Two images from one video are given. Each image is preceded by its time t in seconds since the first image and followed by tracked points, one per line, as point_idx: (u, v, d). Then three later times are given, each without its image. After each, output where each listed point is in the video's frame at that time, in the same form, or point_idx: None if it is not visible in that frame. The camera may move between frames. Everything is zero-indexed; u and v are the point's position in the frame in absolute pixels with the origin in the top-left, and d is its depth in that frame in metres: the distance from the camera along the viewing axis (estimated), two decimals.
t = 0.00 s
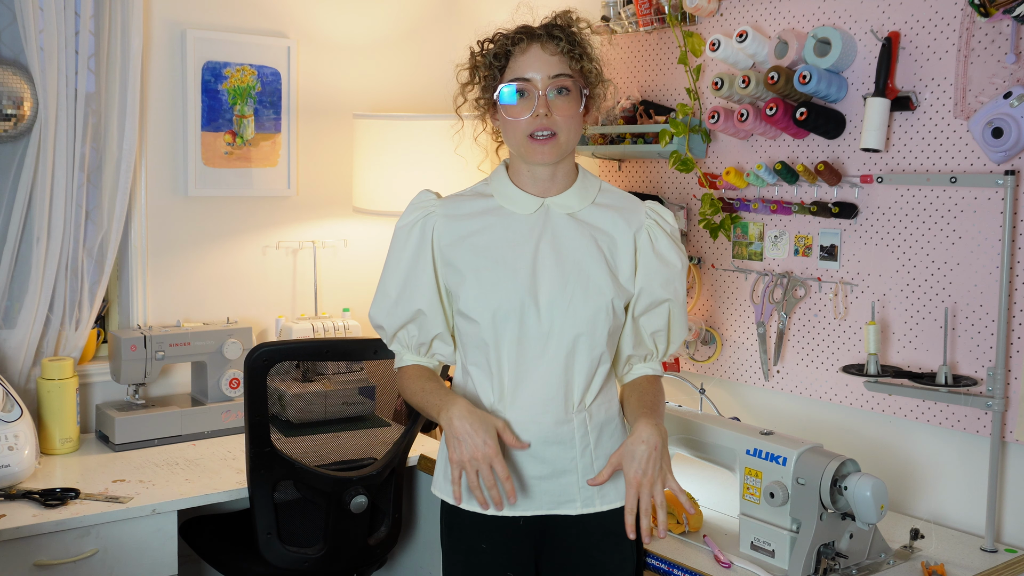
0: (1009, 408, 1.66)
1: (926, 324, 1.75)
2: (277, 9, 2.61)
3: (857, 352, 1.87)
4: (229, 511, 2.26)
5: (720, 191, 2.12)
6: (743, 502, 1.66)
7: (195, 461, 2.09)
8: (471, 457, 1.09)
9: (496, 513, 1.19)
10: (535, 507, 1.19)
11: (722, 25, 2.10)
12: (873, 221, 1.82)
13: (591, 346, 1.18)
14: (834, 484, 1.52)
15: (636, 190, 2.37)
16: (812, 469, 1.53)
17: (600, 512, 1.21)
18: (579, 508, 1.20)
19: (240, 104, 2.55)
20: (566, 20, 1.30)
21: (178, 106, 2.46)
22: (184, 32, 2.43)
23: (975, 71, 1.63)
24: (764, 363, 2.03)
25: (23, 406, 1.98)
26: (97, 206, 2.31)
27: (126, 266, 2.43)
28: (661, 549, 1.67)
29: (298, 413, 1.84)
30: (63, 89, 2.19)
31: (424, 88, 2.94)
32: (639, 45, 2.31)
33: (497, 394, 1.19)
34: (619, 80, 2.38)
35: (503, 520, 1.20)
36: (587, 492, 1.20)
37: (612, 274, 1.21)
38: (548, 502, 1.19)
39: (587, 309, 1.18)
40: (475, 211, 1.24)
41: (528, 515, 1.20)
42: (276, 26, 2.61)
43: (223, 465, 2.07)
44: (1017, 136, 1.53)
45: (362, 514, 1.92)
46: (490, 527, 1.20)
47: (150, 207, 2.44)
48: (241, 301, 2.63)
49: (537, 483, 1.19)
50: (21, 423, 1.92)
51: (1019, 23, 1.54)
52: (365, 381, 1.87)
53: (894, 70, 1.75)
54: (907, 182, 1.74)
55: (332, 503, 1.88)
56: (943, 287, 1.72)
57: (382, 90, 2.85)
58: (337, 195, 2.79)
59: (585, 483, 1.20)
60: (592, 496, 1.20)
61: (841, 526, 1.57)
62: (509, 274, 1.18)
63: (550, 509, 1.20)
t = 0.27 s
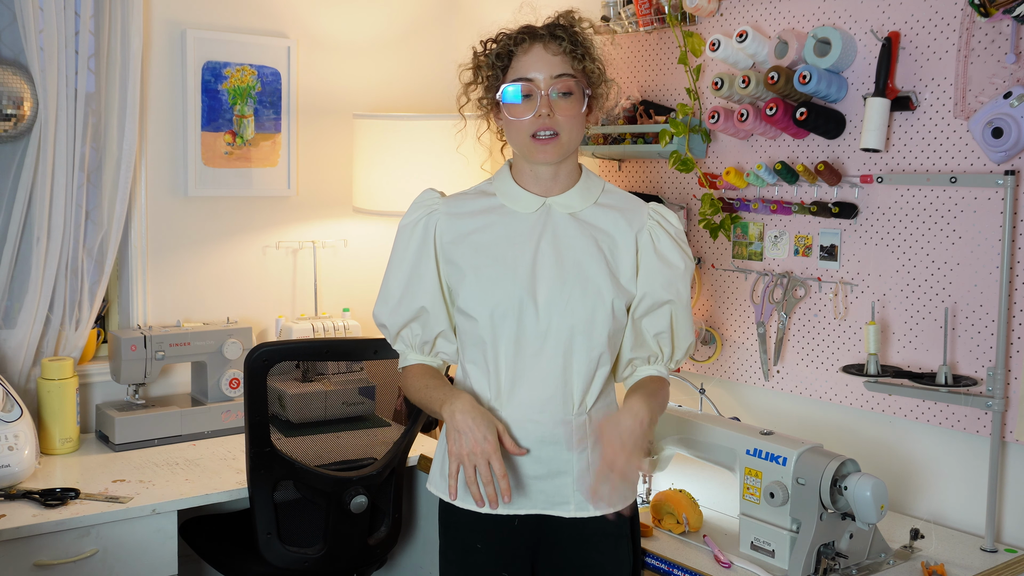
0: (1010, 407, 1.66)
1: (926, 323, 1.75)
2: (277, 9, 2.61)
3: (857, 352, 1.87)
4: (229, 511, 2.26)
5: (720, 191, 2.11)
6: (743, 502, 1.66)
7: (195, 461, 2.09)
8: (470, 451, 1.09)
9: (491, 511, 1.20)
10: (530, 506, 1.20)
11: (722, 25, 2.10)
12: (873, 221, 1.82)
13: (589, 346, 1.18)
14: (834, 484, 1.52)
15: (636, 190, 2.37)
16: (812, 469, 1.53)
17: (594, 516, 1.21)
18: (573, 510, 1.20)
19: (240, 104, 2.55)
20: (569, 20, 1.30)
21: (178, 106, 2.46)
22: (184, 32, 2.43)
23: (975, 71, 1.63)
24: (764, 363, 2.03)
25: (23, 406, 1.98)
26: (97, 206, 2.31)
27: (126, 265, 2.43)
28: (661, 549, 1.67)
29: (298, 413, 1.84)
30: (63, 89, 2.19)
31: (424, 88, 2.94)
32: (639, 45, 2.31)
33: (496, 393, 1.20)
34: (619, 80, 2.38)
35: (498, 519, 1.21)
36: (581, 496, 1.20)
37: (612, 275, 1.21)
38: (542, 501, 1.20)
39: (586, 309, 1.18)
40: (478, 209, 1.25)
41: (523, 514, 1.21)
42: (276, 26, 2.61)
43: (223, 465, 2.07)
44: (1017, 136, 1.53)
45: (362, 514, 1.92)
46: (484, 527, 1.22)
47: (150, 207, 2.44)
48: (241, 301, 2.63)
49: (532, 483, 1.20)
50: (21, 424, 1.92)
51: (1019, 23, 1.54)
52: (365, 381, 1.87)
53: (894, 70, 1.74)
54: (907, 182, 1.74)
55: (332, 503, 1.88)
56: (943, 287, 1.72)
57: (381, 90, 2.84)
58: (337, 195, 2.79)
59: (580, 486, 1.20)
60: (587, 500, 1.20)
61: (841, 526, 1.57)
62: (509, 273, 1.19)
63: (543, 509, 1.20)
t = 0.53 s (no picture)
0: (1010, 407, 1.66)
1: (926, 323, 1.75)
2: (277, 9, 2.61)
3: (857, 352, 1.87)
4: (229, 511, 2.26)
5: (721, 191, 2.11)
6: (743, 502, 1.66)
7: (195, 461, 2.09)
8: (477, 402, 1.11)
9: (491, 508, 1.21)
10: (529, 503, 1.21)
11: (722, 25, 2.10)
12: (874, 221, 1.82)
13: (588, 342, 1.18)
14: (834, 484, 1.52)
15: (636, 190, 2.37)
16: (812, 469, 1.53)
17: (594, 516, 1.20)
18: (573, 510, 1.20)
19: (240, 104, 2.55)
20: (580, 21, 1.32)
21: (178, 106, 2.46)
22: (184, 32, 2.43)
23: (975, 71, 1.63)
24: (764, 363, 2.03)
25: (22, 406, 1.98)
26: (97, 206, 2.31)
27: (126, 265, 2.43)
28: (661, 549, 1.67)
29: (298, 413, 1.84)
30: (63, 89, 2.19)
31: (424, 88, 2.94)
32: (639, 45, 2.31)
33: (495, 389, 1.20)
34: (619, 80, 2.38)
35: (492, 522, 1.22)
36: (582, 496, 1.20)
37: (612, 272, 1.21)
38: (543, 500, 1.21)
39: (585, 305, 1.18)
40: (477, 207, 1.25)
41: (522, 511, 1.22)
42: (276, 26, 2.61)
43: (223, 465, 2.07)
44: (1017, 136, 1.53)
45: (362, 514, 1.92)
46: (482, 527, 1.23)
47: (150, 207, 2.44)
48: (241, 301, 2.63)
49: (532, 481, 1.20)
50: (21, 423, 1.92)
51: (1019, 23, 1.54)
52: (365, 381, 1.87)
53: (894, 70, 1.75)
54: (907, 182, 1.74)
55: (333, 503, 1.88)
56: (943, 287, 1.72)
57: (381, 90, 2.85)
58: (337, 195, 2.79)
59: (581, 485, 1.20)
60: (587, 499, 1.20)
61: (841, 526, 1.58)
62: (508, 269, 1.19)
63: (544, 507, 1.21)
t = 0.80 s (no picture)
0: (1010, 407, 1.66)
1: (926, 323, 1.75)
2: (277, 9, 2.61)
3: (857, 352, 1.87)
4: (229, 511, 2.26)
5: (720, 191, 2.11)
6: (743, 502, 1.66)
7: (195, 461, 2.09)
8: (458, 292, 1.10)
9: (487, 510, 1.20)
10: (526, 506, 1.21)
11: (722, 25, 2.10)
12: (874, 222, 1.82)
13: (585, 342, 1.19)
14: (834, 484, 1.52)
15: (636, 190, 2.37)
16: (812, 469, 1.53)
17: (591, 517, 1.20)
18: (570, 511, 1.20)
19: (239, 104, 2.55)
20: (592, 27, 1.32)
21: (178, 106, 2.46)
22: (184, 32, 2.43)
23: (975, 71, 1.63)
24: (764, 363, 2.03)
25: (22, 406, 1.98)
26: (97, 206, 2.31)
27: (126, 265, 2.43)
28: (661, 549, 1.67)
29: (298, 413, 1.84)
30: (63, 89, 2.19)
31: (424, 88, 2.94)
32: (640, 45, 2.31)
33: (492, 389, 1.20)
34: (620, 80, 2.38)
35: (495, 520, 1.22)
36: (579, 497, 1.20)
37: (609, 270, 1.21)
38: (539, 502, 1.21)
39: (582, 304, 1.19)
40: (473, 206, 1.24)
41: (520, 513, 1.21)
42: (277, 26, 2.61)
43: (223, 465, 2.07)
44: (1017, 136, 1.53)
45: (362, 514, 1.92)
46: (482, 528, 1.22)
47: (150, 206, 2.44)
48: (242, 301, 2.64)
49: (529, 482, 1.20)
50: (20, 423, 1.92)
51: (1019, 23, 1.54)
52: (365, 381, 1.87)
53: (895, 70, 1.74)
54: (907, 182, 1.74)
55: (333, 503, 1.88)
56: (942, 287, 1.72)
57: (381, 90, 2.85)
58: (337, 195, 2.79)
59: (577, 486, 1.20)
60: (584, 500, 1.20)
61: (841, 526, 1.58)
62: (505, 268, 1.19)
63: (542, 508, 1.21)
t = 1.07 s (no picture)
0: (1009, 407, 1.66)
1: (926, 323, 1.75)
2: (277, 9, 2.61)
3: (857, 352, 1.87)
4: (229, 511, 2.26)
5: (720, 191, 2.11)
6: (743, 502, 1.66)
7: (195, 461, 2.09)
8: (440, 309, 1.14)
9: (486, 509, 1.20)
10: (524, 503, 1.21)
11: (722, 25, 2.10)
12: (874, 221, 1.82)
13: (583, 337, 1.19)
14: (834, 484, 1.52)
15: (636, 190, 2.37)
16: (812, 469, 1.53)
17: (590, 513, 1.21)
18: (569, 507, 1.20)
19: (240, 104, 2.55)
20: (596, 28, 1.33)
21: (178, 106, 2.46)
22: (184, 32, 2.43)
23: (975, 71, 1.63)
24: (764, 363, 2.03)
25: (22, 405, 1.98)
26: (97, 206, 2.31)
27: (126, 265, 2.43)
28: (661, 549, 1.67)
29: (298, 413, 1.84)
30: (63, 89, 2.19)
31: (424, 88, 2.94)
32: (640, 45, 2.31)
33: (489, 387, 1.20)
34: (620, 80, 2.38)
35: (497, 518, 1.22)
36: (578, 493, 1.20)
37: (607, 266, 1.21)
38: (538, 498, 1.21)
39: (579, 300, 1.18)
40: (469, 206, 1.25)
41: (519, 510, 1.22)
42: (277, 26, 2.61)
43: (223, 465, 2.07)
44: (1017, 136, 1.53)
45: (362, 514, 1.92)
46: (482, 528, 1.22)
47: (150, 207, 2.44)
48: (242, 301, 2.64)
49: (527, 480, 1.20)
50: (20, 423, 1.92)
51: (1019, 24, 1.54)
52: (365, 381, 1.87)
53: (894, 70, 1.75)
54: (907, 182, 1.74)
55: (333, 503, 1.88)
56: (942, 286, 1.72)
57: (381, 90, 2.85)
58: (337, 195, 2.79)
59: (576, 482, 1.20)
60: (583, 496, 1.20)
61: (841, 526, 1.57)
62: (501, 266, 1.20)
63: (540, 505, 1.21)
